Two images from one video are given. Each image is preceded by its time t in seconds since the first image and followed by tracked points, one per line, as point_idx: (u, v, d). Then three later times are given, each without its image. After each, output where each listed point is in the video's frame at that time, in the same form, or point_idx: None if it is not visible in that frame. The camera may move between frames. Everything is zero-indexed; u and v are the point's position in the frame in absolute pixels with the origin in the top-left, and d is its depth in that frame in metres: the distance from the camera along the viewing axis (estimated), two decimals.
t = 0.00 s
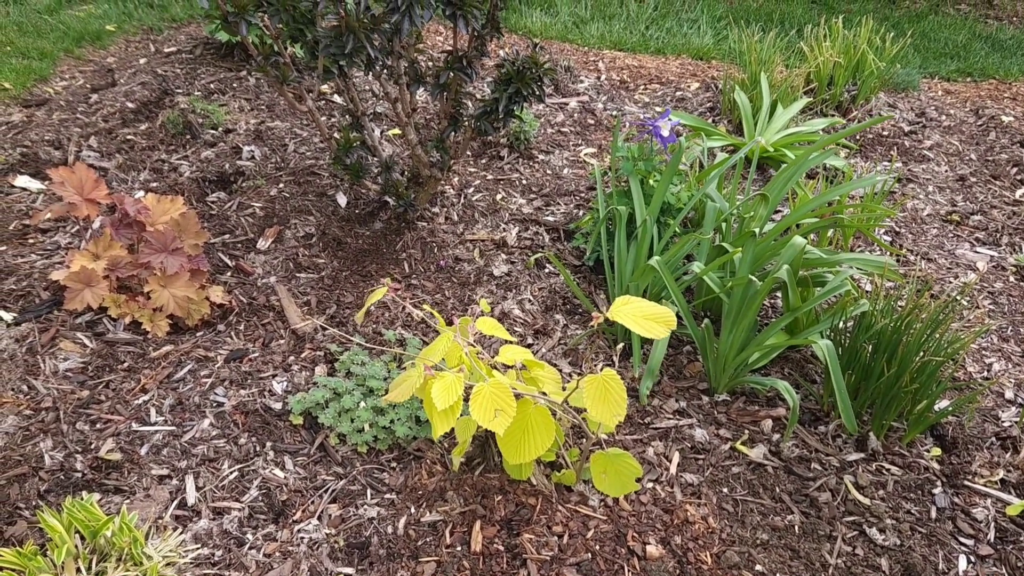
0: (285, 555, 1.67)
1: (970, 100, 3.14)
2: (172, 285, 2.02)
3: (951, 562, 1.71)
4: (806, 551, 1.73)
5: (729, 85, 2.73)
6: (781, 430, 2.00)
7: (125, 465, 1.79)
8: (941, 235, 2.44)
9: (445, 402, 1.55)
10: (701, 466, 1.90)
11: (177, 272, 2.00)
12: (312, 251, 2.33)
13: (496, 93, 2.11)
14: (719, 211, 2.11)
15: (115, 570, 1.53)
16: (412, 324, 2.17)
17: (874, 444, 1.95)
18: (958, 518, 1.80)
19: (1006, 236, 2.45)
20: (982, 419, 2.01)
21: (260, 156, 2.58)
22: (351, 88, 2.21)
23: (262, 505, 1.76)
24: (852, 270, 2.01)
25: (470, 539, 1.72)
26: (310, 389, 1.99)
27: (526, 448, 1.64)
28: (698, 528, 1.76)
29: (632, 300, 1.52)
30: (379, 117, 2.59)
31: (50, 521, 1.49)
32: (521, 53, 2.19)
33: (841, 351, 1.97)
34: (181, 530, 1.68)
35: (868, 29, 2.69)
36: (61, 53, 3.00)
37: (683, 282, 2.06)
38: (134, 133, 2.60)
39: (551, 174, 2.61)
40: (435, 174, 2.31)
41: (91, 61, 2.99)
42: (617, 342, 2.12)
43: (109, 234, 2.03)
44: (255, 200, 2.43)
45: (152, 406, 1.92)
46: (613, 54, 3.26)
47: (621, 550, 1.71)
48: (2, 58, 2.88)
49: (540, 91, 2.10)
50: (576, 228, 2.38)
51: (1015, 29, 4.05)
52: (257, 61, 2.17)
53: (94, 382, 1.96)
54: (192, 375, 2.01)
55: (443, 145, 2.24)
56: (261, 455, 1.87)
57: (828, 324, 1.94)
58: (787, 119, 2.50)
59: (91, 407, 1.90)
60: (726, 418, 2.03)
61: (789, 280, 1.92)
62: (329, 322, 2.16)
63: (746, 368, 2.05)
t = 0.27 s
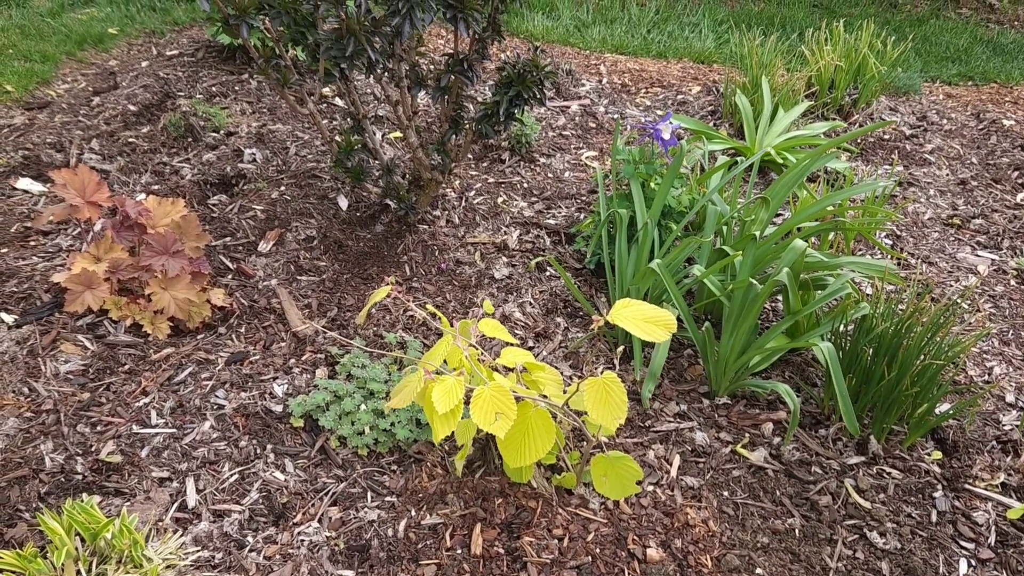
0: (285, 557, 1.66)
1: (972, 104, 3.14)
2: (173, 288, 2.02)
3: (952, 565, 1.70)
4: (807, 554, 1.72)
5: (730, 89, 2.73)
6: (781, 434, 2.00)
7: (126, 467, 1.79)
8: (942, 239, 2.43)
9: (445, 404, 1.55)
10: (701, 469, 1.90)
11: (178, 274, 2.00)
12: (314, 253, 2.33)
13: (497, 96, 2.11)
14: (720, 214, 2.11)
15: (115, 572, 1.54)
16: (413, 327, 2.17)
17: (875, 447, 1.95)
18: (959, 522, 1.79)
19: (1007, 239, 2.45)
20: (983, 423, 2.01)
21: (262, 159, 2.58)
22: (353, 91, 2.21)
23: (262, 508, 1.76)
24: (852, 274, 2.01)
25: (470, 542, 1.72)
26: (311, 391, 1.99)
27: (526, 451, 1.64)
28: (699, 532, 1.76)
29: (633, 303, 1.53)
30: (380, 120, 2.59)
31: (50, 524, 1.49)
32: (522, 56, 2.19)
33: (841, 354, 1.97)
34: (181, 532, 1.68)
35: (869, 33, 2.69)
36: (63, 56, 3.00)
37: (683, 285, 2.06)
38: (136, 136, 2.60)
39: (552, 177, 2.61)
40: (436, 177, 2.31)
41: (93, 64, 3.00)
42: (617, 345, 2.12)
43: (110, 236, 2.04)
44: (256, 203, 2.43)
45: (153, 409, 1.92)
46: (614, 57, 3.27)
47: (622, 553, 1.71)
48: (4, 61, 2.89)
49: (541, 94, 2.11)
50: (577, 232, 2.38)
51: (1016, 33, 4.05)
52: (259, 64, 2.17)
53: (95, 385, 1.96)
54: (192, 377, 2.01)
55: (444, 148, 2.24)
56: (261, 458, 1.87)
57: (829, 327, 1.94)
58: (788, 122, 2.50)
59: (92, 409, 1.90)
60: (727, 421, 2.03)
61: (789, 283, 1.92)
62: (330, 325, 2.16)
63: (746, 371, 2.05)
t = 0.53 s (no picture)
0: (287, 561, 1.66)
1: (973, 109, 3.14)
2: (176, 291, 2.03)
3: (954, 570, 1.70)
4: (809, 559, 1.72)
5: (732, 93, 2.73)
6: (783, 438, 2.00)
7: (128, 471, 1.79)
8: (944, 243, 2.44)
9: (448, 408, 1.55)
10: (703, 473, 1.90)
11: (181, 278, 2.00)
12: (316, 257, 2.33)
13: (500, 100, 2.11)
14: (722, 219, 2.11)
15: None
16: (415, 330, 2.17)
17: (877, 452, 1.94)
18: (961, 526, 1.79)
19: (1009, 244, 2.45)
20: (986, 427, 2.01)
21: (264, 163, 2.59)
22: (355, 95, 2.21)
23: (264, 511, 1.76)
24: (854, 279, 2.02)
25: (472, 545, 1.72)
26: (313, 395, 1.99)
27: (528, 455, 1.65)
28: (701, 536, 1.76)
29: (636, 309, 1.53)
30: (382, 124, 2.59)
31: (52, 528, 1.49)
32: (525, 60, 2.19)
33: (843, 358, 1.97)
34: (183, 536, 1.68)
35: (871, 37, 2.70)
36: (66, 60, 3.01)
37: (685, 289, 2.06)
38: (139, 139, 2.61)
39: (554, 181, 2.62)
40: (438, 181, 2.32)
41: (95, 68, 3.00)
42: (619, 349, 2.12)
43: (113, 240, 2.04)
44: (258, 206, 2.44)
45: (155, 412, 1.93)
46: (616, 61, 3.27)
47: (624, 558, 1.71)
48: (8, 65, 2.90)
49: (543, 98, 2.11)
50: (579, 236, 2.38)
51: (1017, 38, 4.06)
52: (262, 69, 2.18)
53: (97, 388, 1.96)
54: (194, 381, 2.01)
55: (446, 152, 2.24)
56: (263, 461, 1.87)
57: (831, 332, 1.95)
58: (790, 126, 2.51)
59: (94, 412, 1.90)
60: (729, 425, 2.03)
61: (792, 288, 1.92)
62: (332, 328, 2.16)
63: (748, 375, 2.05)
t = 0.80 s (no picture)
0: (290, 568, 1.66)
1: (975, 116, 3.15)
2: (180, 297, 2.03)
3: None
4: (813, 567, 1.72)
5: (734, 100, 2.74)
6: (786, 446, 2.00)
7: (131, 478, 1.79)
8: (947, 250, 2.44)
9: (451, 416, 1.56)
10: (706, 481, 1.90)
11: (185, 285, 2.01)
12: (319, 263, 2.33)
13: (503, 108, 2.11)
14: (725, 226, 2.12)
15: None
16: (418, 337, 2.18)
17: (880, 460, 1.94)
18: (965, 535, 1.79)
19: (1011, 251, 2.45)
20: (989, 435, 2.01)
21: (268, 170, 2.59)
22: (359, 102, 2.22)
23: (267, 518, 1.76)
24: (857, 286, 2.02)
25: (475, 553, 1.72)
26: (316, 402, 1.99)
27: (532, 463, 1.65)
28: (704, 544, 1.76)
29: (639, 318, 1.54)
30: (385, 130, 2.60)
31: (56, 534, 1.49)
32: (528, 68, 2.20)
33: (846, 365, 1.97)
34: (186, 543, 1.68)
35: (873, 45, 2.70)
36: (70, 66, 3.02)
37: (688, 296, 2.07)
38: (142, 146, 2.61)
39: (557, 188, 2.62)
40: (441, 188, 2.32)
41: (99, 74, 3.01)
42: (622, 356, 2.12)
43: (117, 246, 2.05)
44: (261, 213, 2.44)
45: (158, 419, 1.93)
46: (618, 68, 3.28)
47: (627, 566, 1.71)
48: (11, 71, 2.91)
49: (546, 105, 2.11)
50: (581, 242, 2.39)
51: (1019, 45, 4.06)
52: (266, 76, 2.19)
53: (101, 395, 1.96)
54: (198, 387, 2.02)
55: (449, 159, 2.24)
56: (266, 468, 1.87)
57: (834, 339, 1.95)
58: (792, 133, 2.51)
59: (97, 419, 1.90)
60: (732, 433, 2.03)
61: (794, 295, 1.92)
62: (335, 335, 2.16)
63: (751, 382, 2.05)
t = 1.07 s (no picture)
0: None
1: (975, 126, 3.15)
2: (183, 308, 2.04)
3: None
4: None
5: (735, 110, 2.74)
6: (788, 457, 2.00)
7: (133, 489, 1.79)
8: (948, 261, 2.44)
9: (453, 427, 1.56)
10: (708, 492, 1.90)
11: (187, 296, 2.01)
12: (321, 274, 2.33)
13: (505, 119, 2.12)
14: (726, 237, 2.12)
15: None
16: (420, 348, 2.18)
17: (882, 471, 1.94)
18: (967, 547, 1.79)
19: (1012, 262, 2.46)
20: (991, 446, 2.01)
21: (270, 180, 2.60)
22: (361, 114, 2.23)
23: (269, 530, 1.76)
24: (858, 297, 2.02)
25: (477, 565, 1.72)
26: (319, 413, 1.99)
27: (534, 474, 1.65)
28: (706, 556, 1.76)
29: (639, 329, 1.54)
30: (387, 141, 2.61)
31: (59, 546, 1.48)
32: (530, 79, 2.21)
33: (847, 377, 1.98)
34: (188, 555, 1.68)
35: (873, 55, 2.71)
36: (73, 76, 3.03)
37: (690, 307, 2.07)
38: (145, 156, 2.62)
39: (558, 198, 2.63)
40: (443, 199, 2.32)
41: (102, 84, 3.02)
42: (624, 366, 2.12)
43: (121, 257, 2.06)
44: (264, 223, 2.44)
45: (161, 430, 1.93)
46: (619, 78, 3.29)
47: None
48: (15, 82, 2.92)
49: (548, 116, 2.12)
50: (583, 253, 2.39)
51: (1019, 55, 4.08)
52: (269, 88, 2.20)
53: (103, 406, 1.96)
54: (200, 399, 2.02)
55: (451, 170, 2.25)
56: (268, 479, 1.87)
57: (835, 350, 1.95)
58: (793, 144, 2.52)
59: (100, 430, 1.91)
60: (734, 444, 2.03)
61: (795, 306, 1.93)
62: (337, 346, 2.16)
63: (753, 393, 2.05)
